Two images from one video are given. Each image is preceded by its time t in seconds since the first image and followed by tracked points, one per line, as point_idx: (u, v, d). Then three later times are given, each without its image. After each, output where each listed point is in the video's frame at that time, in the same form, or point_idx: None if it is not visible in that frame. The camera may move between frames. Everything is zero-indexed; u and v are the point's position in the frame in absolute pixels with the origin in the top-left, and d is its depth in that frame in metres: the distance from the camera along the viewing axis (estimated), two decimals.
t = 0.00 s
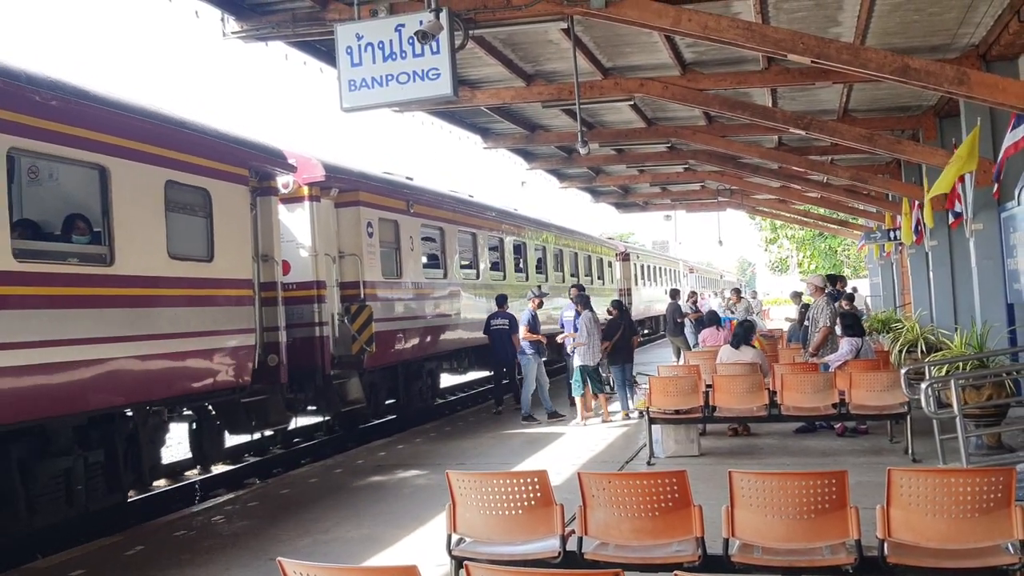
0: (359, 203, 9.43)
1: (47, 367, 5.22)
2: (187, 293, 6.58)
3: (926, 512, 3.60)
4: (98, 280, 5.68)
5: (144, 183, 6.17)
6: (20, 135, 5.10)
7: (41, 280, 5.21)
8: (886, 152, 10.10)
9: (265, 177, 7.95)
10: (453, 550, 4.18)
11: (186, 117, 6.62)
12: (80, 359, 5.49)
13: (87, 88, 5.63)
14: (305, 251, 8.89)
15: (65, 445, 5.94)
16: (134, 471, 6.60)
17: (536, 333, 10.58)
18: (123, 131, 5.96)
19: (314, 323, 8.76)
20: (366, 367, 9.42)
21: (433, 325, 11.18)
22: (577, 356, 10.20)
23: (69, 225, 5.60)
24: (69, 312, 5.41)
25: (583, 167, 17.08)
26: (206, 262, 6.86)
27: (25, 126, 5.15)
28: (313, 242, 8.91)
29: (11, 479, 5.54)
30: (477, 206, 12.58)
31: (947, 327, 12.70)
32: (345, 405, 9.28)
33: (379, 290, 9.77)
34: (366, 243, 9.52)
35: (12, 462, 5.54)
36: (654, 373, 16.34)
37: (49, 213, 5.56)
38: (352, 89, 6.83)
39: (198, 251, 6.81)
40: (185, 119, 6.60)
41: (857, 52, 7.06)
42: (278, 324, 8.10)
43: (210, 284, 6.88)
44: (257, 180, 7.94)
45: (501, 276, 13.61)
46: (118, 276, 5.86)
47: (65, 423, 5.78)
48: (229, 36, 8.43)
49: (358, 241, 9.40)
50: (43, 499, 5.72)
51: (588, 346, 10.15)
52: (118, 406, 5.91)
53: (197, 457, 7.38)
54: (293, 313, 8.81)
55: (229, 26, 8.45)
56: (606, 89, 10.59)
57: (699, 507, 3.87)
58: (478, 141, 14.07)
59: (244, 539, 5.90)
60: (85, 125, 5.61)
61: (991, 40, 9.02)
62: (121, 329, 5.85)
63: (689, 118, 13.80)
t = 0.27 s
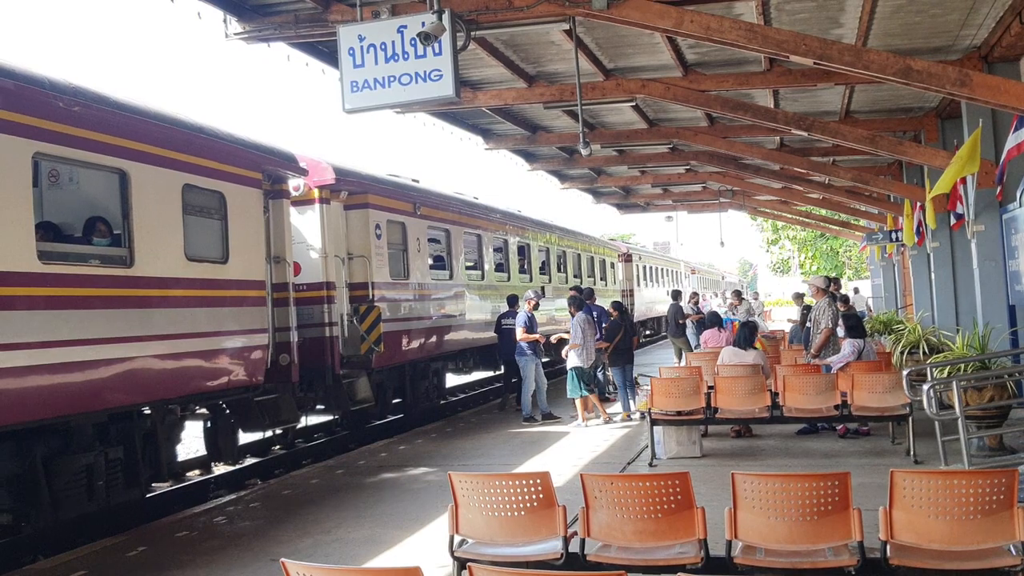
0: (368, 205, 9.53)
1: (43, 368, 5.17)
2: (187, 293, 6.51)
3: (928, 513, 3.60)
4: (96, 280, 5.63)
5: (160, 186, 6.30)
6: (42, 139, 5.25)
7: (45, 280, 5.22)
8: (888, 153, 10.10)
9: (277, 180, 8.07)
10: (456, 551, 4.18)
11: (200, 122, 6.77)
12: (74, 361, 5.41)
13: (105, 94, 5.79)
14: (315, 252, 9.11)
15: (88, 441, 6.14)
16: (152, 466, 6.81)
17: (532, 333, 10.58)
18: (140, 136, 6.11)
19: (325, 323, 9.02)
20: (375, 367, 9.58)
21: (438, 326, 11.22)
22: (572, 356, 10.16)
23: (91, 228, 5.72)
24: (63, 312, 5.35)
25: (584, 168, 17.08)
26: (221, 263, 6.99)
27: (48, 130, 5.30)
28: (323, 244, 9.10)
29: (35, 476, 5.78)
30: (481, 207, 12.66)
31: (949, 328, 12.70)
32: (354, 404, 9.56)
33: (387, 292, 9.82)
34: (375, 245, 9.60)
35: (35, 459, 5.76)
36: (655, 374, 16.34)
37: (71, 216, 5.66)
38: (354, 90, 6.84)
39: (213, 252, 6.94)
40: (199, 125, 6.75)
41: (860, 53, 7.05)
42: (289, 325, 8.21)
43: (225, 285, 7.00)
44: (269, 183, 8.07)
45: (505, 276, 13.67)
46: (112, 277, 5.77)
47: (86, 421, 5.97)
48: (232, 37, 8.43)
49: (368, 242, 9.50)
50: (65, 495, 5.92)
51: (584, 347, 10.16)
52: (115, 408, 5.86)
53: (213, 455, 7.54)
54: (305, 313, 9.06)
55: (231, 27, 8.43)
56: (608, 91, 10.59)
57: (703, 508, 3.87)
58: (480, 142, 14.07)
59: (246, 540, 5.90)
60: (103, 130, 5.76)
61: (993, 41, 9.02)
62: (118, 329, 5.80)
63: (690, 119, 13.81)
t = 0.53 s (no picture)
0: (375, 205, 9.72)
1: (44, 366, 5.18)
2: (186, 291, 6.48)
3: (928, 513, 3.59)
4: (98, 279, 5.62)
5: (176, 187, 6.45)
6: (52, 139, 5.31)
7: (45, 278, 5.22)
8: (888, 153, 10.08)
9: (288, 181, 8.20)
10: (455, 550, 4.18)
11: (214, 125, 6.92)
12: (70, 361, 5.39)
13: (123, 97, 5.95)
14: (324, 252, 9.16)
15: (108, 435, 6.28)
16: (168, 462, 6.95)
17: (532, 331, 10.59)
18: (152, 138, 6.19)
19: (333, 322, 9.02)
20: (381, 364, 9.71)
21: (443, 325, 11.32)
22: (569, 355, 10.15)
23: (109, 227, 5.86)
24: (65, 311, 5.35)
25: (584, 167, 17.07)
26: (234, 263, 7.14)
27: (60, 132, 5.38)
28: (331, 243, 9.17)
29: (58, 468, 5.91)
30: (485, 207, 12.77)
31: (949, 328, 12.70)
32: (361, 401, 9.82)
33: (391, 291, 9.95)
34: (382, 245, 9.75)
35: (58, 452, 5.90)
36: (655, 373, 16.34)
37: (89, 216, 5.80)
38: (355, 89, 6.84)
39: (226, 252, 7.08)
40: (213, 127, 6.91)
41: (860, 53, 7.04)
42: (299, 323, 8.28)
43: (237, 284, 7.14)
44: (281, 184, 8.20)
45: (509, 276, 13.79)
46: (111, 274, 5.74)
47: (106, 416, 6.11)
48: (232, 36, 8.42)
49: (375, 243, 9.66)
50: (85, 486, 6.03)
51: (580, 346, 10.17)
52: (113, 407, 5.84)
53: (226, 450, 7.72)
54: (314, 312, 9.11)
55: (232, 26, 8.42)
56: (609, 90, 10.58)
57: (702, 508, 3.87)
58: (480, 141, 14.07)
59: (245, 539, 5.90)
60: (122, 132, 5.90)
61: (994, 41, 9.02)
62: (119, 328, 5.79)
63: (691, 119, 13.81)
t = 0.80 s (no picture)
0: (382, 205, 9.83)
1: (35, 365, 5.17)
2: (184, 290, 6.50)
3: (927, 512, 3.59)
4: (89, 276, 5.61)
5: (190, 188, 6.66)
6: (53, 139, 5.37)
7: (40, 276, 5.22)
8: (888, 152, 10.06)
9: (297, 182, 8.42)
10: (454, 549, 4.17)
11: (228, 128, 7.14)
12: (61, 359, 5.36)
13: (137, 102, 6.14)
14: (332, 251, 9.33)
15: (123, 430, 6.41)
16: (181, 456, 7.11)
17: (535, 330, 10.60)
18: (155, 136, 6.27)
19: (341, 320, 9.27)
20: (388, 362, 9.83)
21: (448, 324, 11.42)
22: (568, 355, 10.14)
23: (127, 228, 6.05)
24: (58, 309, 5.34)
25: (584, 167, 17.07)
26: (246, 262, 7.35)
27: (64, 131, 5.46)
28: (339, 243, 9.31)
29: (77, 462, 6.03)
30: (487, 207, 12.94)
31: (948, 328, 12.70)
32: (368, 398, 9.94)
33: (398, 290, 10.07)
34: (388, 245, 9.90)
35: (77, 445, 6.01)
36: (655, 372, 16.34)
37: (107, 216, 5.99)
38: (354, 88, 6.82)
39: (238, 251, 7.29)
40: (226, 130, 7.12)
41: (860, 52, 7.04)
42: (308, 321, 8.48)
43: (248, 282, 7.34)
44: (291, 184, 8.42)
45: (512, 275, 13.93)
46: (102, 272, 5.72)
47: (123, 410, 6.24)
48: (231, 34, 8.41)
49: (381, 243, 9.80)
50: (103, 481, 6.19)
51: (580, 345, 10.17)
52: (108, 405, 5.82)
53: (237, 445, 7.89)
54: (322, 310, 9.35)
55: (231, 24, 8.42)
56: (608, 89, 10.57)
57: (701, 507, 3.87)
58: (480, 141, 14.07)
59: (243, 538, 5.90)
60: (137, 135, 6.10)
61: (994, 40, 9.02)
62: (114, 326, 5.78)
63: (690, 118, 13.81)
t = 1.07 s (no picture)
0: (389, 208, 9.98)
1: (37, 366, 5.16)
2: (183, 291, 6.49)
3: (927, 512, 3.59)
4: (86, 275, 5.60)
5: (205, 191, 6.85)
6: (53, 139, 5.37)
7: (40, 276, 5.21)
8: (888, 152, 10.04)
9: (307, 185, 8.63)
10: (453, 550, 4.17)
11: (241, 132, 7.34)
12: (60, 361, 5.34)
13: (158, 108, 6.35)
14: (340, 252, 9.50)
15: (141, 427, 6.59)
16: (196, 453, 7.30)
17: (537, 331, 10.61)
18: (153, 136, 6.27)
19: (349, 320, 9.41)
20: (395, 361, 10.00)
21: (452, 323, 11.52)
22: (567, 355, 10.14)
23: (145, 230, 6.22)
24: (57, 309, 5.33)
25: (583, 167, 17.07)
26: (258, 263, 7.55)
27: (65, 131, 5.47)
28: (347, 244, 9.49)
29: (97, 458, 6.21)
30: (490, 208, 13.08)
31: (947, 328, 12.71)
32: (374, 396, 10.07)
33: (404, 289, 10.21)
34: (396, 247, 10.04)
35: (97, 441, 6.19)
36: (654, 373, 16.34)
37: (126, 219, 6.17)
38: (353, 88, 6.82)
39: (251, 253, 7.49)
40: (240, 134, 7.32)
41: (860, 52, 7.04)
42: (318, 322, 8.65)
43: (261, 283, 7.54)
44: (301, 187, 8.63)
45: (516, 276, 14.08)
46: (98, 272, 5.69)
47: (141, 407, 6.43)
48: (231, 34, 8.40)
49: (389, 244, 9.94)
50: (124, 477, 6.37)
51: (579, 345, 10.17)
52: (107, 406, 5.81)
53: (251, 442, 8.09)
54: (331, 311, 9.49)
55: (231, 25, 8.41)
56: (608, 89, 10.58)
57: (700, 507, 3.86)
58: (479, 141, 14.06)
59: (242, 538, 5.89)
60: (156, 139, 6.30)
61: (994, 40, 9.02)
62: (112, 327, 5.77)
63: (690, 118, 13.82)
